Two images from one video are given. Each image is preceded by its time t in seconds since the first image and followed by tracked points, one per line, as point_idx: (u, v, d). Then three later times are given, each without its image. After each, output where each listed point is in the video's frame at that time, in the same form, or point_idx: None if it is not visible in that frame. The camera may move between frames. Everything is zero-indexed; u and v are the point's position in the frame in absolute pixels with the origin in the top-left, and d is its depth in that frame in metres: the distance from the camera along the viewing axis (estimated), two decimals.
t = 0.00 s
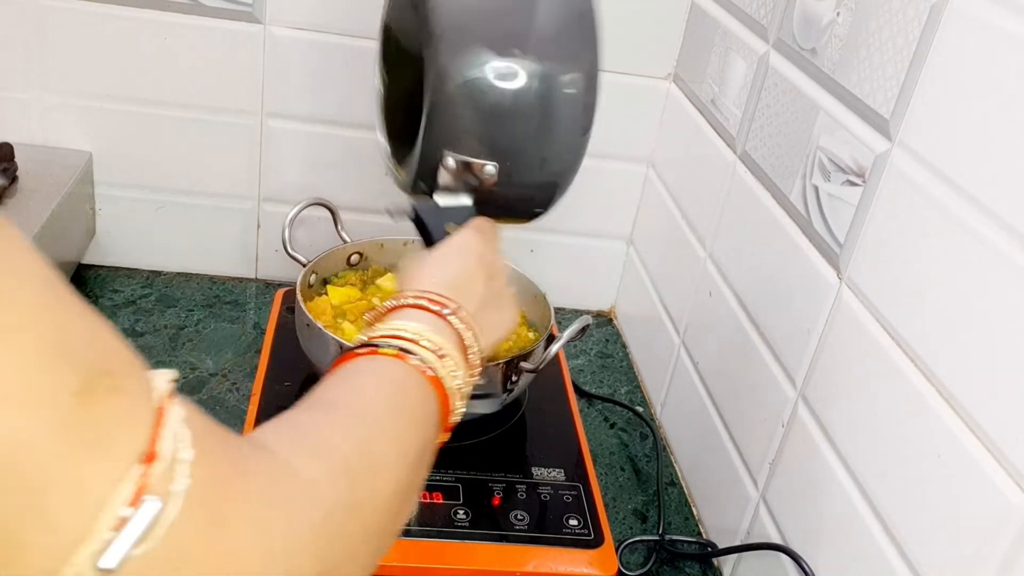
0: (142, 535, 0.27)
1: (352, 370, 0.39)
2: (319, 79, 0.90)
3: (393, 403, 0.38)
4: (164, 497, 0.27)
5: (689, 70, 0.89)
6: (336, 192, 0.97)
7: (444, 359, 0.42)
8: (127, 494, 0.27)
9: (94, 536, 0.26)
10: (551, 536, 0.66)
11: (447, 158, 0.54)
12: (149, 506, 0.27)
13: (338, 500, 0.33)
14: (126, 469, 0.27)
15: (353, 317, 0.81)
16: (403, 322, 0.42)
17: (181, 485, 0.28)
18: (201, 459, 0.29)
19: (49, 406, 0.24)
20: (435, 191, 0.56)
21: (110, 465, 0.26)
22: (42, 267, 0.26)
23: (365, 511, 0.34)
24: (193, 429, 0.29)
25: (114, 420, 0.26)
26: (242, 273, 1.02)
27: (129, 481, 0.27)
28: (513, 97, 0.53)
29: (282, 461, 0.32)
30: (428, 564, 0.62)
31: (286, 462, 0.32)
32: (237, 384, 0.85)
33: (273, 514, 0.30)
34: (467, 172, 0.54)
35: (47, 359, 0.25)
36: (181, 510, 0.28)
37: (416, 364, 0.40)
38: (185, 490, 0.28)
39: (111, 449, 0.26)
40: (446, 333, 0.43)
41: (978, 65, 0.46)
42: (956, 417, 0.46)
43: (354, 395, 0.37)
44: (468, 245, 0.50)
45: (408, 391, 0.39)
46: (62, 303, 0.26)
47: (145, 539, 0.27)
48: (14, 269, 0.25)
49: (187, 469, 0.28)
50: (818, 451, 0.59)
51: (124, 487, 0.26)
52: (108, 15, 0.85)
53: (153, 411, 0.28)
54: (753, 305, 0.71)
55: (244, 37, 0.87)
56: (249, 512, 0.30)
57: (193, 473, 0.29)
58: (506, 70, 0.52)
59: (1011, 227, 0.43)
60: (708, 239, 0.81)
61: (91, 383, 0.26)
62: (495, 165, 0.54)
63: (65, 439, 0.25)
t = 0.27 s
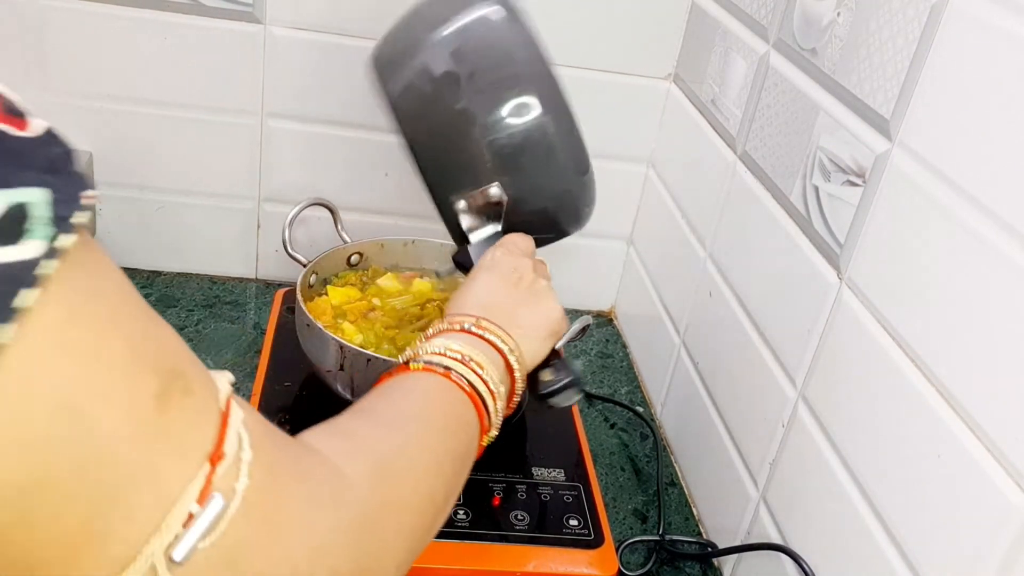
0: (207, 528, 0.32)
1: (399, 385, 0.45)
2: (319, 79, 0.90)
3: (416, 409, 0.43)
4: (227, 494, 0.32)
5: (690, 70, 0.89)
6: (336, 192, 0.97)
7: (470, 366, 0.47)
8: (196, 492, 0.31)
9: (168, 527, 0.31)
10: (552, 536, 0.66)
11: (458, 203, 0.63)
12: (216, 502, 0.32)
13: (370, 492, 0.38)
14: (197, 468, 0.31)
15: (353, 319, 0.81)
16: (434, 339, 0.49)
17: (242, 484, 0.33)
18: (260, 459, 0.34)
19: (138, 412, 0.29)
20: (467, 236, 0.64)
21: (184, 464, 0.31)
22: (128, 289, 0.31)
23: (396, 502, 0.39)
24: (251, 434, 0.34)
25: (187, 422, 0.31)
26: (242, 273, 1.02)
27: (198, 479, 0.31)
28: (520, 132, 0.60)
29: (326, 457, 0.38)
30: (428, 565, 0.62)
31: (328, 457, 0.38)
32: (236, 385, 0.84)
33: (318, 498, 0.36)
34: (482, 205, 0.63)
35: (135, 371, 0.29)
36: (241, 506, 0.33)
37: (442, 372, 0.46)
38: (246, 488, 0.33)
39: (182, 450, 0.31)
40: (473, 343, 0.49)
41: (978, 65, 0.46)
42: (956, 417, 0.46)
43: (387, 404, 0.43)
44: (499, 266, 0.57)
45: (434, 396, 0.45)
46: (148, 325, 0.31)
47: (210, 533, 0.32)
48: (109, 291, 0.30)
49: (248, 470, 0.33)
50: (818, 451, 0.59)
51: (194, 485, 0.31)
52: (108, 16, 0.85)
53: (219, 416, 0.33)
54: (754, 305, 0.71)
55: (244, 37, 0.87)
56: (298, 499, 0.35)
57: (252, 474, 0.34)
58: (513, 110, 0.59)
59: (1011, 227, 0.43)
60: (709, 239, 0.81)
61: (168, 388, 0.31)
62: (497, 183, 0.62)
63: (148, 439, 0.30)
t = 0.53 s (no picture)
0: (253, 503, 0.33)
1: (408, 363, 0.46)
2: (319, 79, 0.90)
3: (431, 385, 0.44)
4: (270, 470, 0.34)
5: (690, 70, 0.89)
6: (336, 192, 0.97)
7: (473, 335, 0.48)
8: (241, 468, 0.33)
9: (216, 503, 0.33)
10: (551, 536, 0.66)
11: (434, 211, 0.63)
12: (261, 476, 0.34)
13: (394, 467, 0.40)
14: (241, 447, 0.33)
15: (354, 319, 0.81)
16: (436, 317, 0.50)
17: (283, 460, 0.35)
18: (295, 435, 0.36)
19: (185, 401, 0.31)
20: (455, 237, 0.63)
21: (229, 445, 0.33)
22: (170, 284, 0.32)
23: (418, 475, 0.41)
24: (285, 410, 0.36)
25: (229, 405, 0.33)
26: (242, 273, 1.02)
27: (244, 456, 0.33)
28: (464, 145, 0.60)
29: (349, 434, 0.39)
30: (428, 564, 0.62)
31: (351, 434, 0.39)
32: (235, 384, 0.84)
33: (345, 474, 0.37)
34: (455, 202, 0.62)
35: (184, 361, 0.31)
36: (282, 481, 0.35)
37: (447, 346, 0.47)
38: (287, 461, 0.35)
39: (227, 430, 0.33)
40: (475, 315, 0.50)
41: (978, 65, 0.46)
42: (956, 418, 0.46)
43: (399, 381, 0.44)
44: (490, 243, 0.59)
45: (443, 369, 0.45)
46: (191, 316, 0.32)
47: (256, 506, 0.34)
48: (155, 286, 0.31)
49: (286, 445, 0.35)
50: (818, 451, 0.59)
51: (241, 461, 0.33)
52: (109, 16, 0.85)
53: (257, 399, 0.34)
54: (754, 306, 0.71)
55: (245, 37, 0.87)
56: (327, 474, 0.37)
57: (289, 450, 0.35)
58: (455, 124, 0.60)
59: (1011, 227, 0.43)
60: (709, 239, 0.81)
61: (212, 375, 0.32)
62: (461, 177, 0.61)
63: (195, 423, 0.31)
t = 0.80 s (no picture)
0: (265, 508, 0.34)
1: (418, 374, 0.46)
2: (319, 79, 0.91)
3: (440, 399, 0.44)
4: (280, 476, 0.35)
5: (690, 70, 0.89)
6: (336, 192, 0.97)
7: (483, 353, 0.48)
8: (253, 474, 0.34)
9: (228, 508, 0.33)
10: (551, 537, 0.66)
11: (451, 215, 0.62)
12: (271, 483, 0.34)
13: (403, 475, 0.40)
14: (253, 452, 0.34)
15: (353, 319, 0.81)
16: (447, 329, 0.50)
17: (294, 467, 0.36)
18: (305, 445, 0.37)
19: (198, 407, 0.32)
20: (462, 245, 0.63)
21: (241, 449, 0.34)
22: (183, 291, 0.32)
23: (426, 485, 0.41)
24: (295, 416, 0.37)
25: (242, 410, 0.34)
26: (241, 272, 1.02)
27: (256, 462, 0.34)
28: (491, 154, 0.61)
29: (357, 443, 0.40)
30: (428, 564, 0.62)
31: (360, 444, 0.40)
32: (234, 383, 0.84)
33: (354, 481, 0.38)
34: (473, 214, 0.62)
35: (200, 368, 0.32)
36: (292, 488, 0.36)
37: (457, 361, 0.47)
38: (297, 469, 0.36)
39: (239, 436, 0.34)
40: (484, 332, 0.50)
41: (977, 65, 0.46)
42: (957, 419, 0.46)
43: (409, 392, 0.44)
44: (504, 260, 0.59)
45: (453, 385, 0.45)
46: (205, 323, 0.33)
47: (267, 513, 0.35)
48: (170, 292, 0.31)
49: (297, 453, 0.36)
50: (818, 450, 0.59)
51: (253, 468, 0.34)
52: (109, 15, 0.85)
53: (268, 403, 0.35)
54: (754, 306, 0.71)
55: (245, 37, 0.87)
56: (336, 482, 0.37)
57: (299, 457, 0.36)
58: (482, 130, 0.60)
59: (1011, 227, 0.43)
60: (708, 239, 0.81)
61: (225, 382, 0.33)
62: (486, 189, 0.62)
63: (209, 429, 0.32)
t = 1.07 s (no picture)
0: (263, 530, 0.34)
1: (418, 371, 0.47)
2: (318, 79, 0.90)
3: (441, 400, 0.45)
4: (280, 497, 0.35)
5: (690, 70, 0.89)
6: (336, 192, 0.97)
7: (483, 349, 0.49)
8: (251, 496, 0.33)
9: (226, 532, 0.33)
10: (551, 536, 0.66)
11: (458, 197, 0.62)
12: (270, 505, 0.34)
13: (404, 486, 0.40)
14: (251, 473, 0.34)
15: (353, 319, 0.81)
16: (446, 323, 0.50)
17: (293, 487, 0.35)
18: (306, 462, 0.36)
19: (194, 430, 0.31)
20: (467, 230, 0.63)
21: (238, 471, 0.33)
22: (178, 309, 0.32)
23: (428, 496, 0.41)
24: (295, 433, 0.36)
25: (239, 431, 0.33)
26: (241, 272, 1.02)
27: (254, 483, 0.34)
28: (505, 142, 0.61)
29: (358, 456, 0.39)
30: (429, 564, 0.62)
31: (360, 457, 0.39)
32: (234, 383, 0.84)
33: (355, 496, 0.38)
34: (481, 198, 0.63)
35: (195, 389, 0.31)
36: (291, 508, 0.35)
37: (459, 358, 0.48)
38: (297, 488, 0.35)
39: (234, 459, 0.33)
40: (484, 327, 0.51)
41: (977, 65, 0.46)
42: (957, 419, 0.46)
43: (410, 393, 0.45)
44: (509, 249, 0.59)
45: (454, 383, 0.46)
46: (200, 342, 0.32)
47: (266, 535, 0.34)
48: (164, 311, 0.31)
49: (297, 471, 0.36)
50: (818, 451, 0.59)
51: (249, 491, 0.33)
52: (108, 15, 0.85)
53: (266, 421, 0.35)
54: (754, 306, 0.71)
55: (244, 37, 0.87)
56: (339, 496, 0.37)
57: (300, 475, 0.36)
58: (499, 114, 0.60)
59: (1011, 227, 0.43)
60: (708, 239, 0.81)
61: (221, 403, 0.32)
62: (497, 175, 0.62)
63: (205, 452, 0.32)
